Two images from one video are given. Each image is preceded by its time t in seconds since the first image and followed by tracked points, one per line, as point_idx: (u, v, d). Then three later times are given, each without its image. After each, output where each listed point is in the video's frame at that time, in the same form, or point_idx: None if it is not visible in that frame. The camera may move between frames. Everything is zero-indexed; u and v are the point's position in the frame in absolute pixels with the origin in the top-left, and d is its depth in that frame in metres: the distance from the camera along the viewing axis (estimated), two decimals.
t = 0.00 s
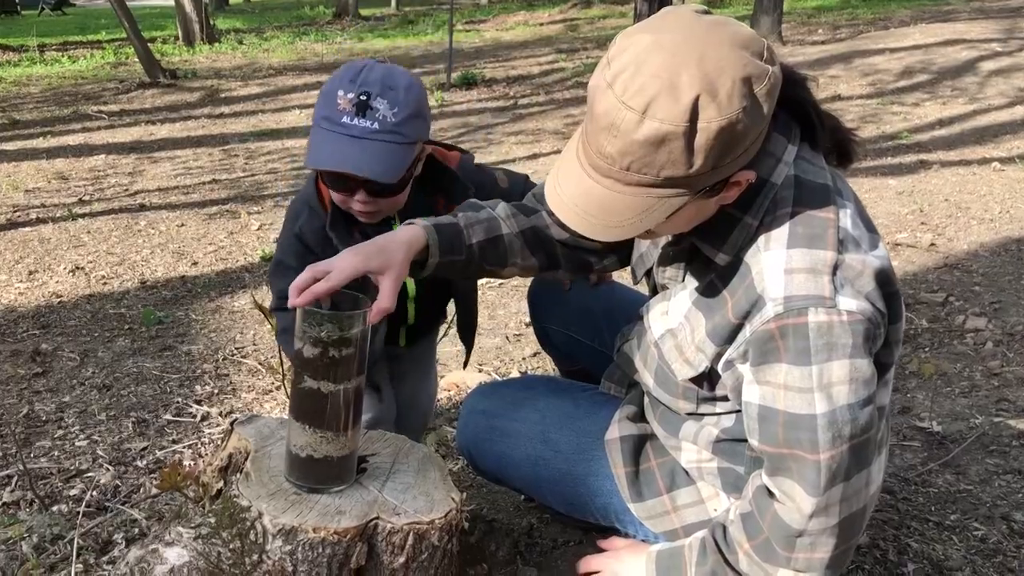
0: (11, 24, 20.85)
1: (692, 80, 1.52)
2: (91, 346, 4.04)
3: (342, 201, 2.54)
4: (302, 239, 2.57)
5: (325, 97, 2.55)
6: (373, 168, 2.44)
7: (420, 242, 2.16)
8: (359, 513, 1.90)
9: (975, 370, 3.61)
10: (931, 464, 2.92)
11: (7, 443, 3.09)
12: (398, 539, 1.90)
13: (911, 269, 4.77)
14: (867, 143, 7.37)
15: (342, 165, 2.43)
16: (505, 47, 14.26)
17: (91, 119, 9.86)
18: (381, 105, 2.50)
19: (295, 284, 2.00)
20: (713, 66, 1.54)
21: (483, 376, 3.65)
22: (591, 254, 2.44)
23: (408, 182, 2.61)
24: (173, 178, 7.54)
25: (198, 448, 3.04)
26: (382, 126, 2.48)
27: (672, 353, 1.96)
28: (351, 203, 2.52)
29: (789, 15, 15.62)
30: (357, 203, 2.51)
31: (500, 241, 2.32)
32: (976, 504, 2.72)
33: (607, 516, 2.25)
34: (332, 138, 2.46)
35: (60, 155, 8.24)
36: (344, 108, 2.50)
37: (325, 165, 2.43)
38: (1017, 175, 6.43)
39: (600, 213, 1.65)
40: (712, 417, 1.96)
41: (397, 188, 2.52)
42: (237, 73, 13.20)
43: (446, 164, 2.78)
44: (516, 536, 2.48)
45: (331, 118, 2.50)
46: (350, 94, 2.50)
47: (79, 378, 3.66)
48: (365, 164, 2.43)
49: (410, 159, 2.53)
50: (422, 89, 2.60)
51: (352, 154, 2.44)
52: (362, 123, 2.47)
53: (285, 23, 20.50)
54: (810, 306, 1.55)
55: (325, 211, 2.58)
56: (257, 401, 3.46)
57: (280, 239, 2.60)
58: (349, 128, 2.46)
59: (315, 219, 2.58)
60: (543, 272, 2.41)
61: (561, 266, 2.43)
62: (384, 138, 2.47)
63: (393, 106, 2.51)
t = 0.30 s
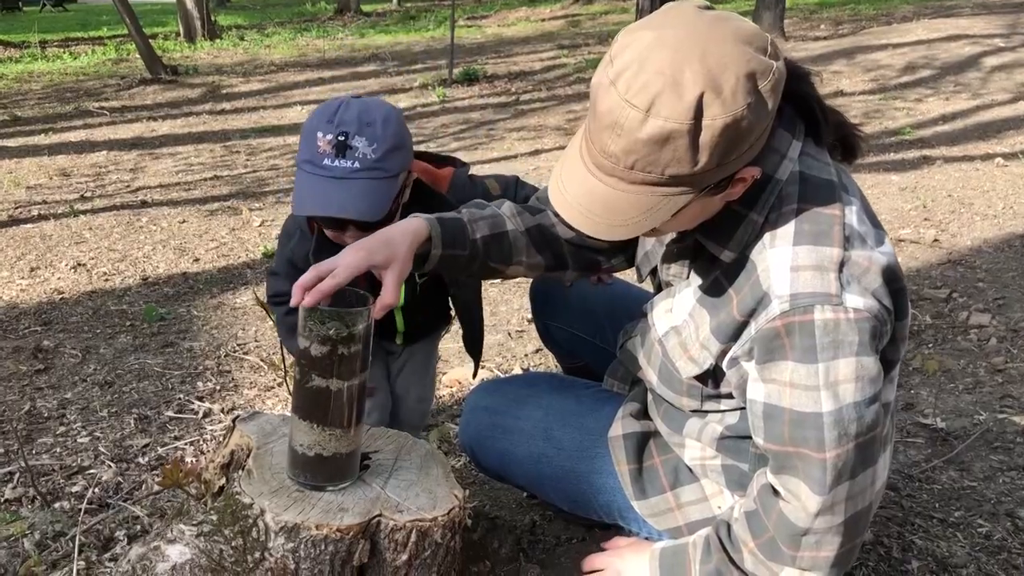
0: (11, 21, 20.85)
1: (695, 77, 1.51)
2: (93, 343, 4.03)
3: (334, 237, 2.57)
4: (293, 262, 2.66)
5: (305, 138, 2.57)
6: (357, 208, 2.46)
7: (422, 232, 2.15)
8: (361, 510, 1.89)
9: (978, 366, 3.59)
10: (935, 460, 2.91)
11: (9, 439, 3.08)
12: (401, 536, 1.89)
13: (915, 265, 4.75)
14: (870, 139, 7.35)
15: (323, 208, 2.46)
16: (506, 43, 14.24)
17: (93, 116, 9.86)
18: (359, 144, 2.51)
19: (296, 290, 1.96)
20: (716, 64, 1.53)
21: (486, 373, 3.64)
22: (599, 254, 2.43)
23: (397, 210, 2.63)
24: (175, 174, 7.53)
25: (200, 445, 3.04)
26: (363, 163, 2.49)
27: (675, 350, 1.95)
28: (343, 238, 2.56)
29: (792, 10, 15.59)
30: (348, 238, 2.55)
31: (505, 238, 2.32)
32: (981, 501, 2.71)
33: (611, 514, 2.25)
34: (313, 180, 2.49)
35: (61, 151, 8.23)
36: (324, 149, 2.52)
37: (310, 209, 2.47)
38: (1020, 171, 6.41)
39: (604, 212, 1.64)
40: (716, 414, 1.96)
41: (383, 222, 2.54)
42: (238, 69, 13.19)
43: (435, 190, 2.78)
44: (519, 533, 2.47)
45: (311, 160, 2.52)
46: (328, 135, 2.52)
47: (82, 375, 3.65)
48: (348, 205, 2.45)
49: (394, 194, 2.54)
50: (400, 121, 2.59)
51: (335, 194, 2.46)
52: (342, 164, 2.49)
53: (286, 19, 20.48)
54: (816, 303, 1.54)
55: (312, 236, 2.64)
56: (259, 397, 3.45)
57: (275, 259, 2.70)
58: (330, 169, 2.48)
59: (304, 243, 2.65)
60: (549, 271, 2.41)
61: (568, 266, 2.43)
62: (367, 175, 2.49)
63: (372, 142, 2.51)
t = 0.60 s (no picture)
0: (13, 18, 20.86)
1: (702, 70, 1.51)
2: (96, 340, 4.04)
3: (341, 183, 2.55)
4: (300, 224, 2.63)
5: (317, 83, 2.58)
6: (367, 147, 2.45)
7: (423, 227, 2.15)
8: (363, 507, 1.89)
9: (981, 362, 3.59)
10: (939, 457, 2.90)
11: (12, 437, 3.08)
12: (403, 534, 1.89)
13: (917, 261, 4.74)
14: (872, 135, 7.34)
15: (334, 145, 2.45)
16: (508, 39, 14.23)
17: (94, 113, 9.86)
18: (371, 86, 2.53)
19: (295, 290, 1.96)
20: (723, 56, 1.52)
21: (488, 369, 3.64)
22: (602, 249, 2.43)
23: (404, 161, 2.62)
24: (178, 171, 7.53)
25: (203, 442, 3.04)
26: (374, 105, 2.50)
27: (679, 346, 1.95)
28: (350, 183, 2.54)
29: (794, 6, 15.56)
30: (356, 183, 2.53)
31: (507, 233, 2.31)
32: (984, 497, 2.70)
33: (613, 511, 2.25)
34: (324, 120, 2.49)
35: (63, 149, 8.23)
36: (336, 91, 2.53)
37: (320, 148, 2.46)
38: None
39: (609, 205, 1.63)
40: (719, 410, 1.95)
41: (393, 166, 2.53)
42: (240, 66, 13.19)
43: (446, 150, 2.76)
44: (521, 530, 2.46)
45: (324, 102, 2.53)
46: (341, 77, 2.54)
47: (84, 372, 3.66)
48: (358, 144, 2.45)
49: (404, 139, 2.55)
50: (411, 70, 2.63)
51: (346, 133, 2.46)
52: (353, 105, 2.50)
53: (288, 16, 20.48)
54: (821, 300, 1.54)
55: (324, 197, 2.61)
56: (261, 394, 3.45)
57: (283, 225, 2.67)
58: (341, 110, 2.49)
59: (314, 205, 2.62)
60: (552, 266, 2.40)
61: (571, 261, 2.42)
62: (377, 116, 2.49)
63: (383, 86, 2.54)
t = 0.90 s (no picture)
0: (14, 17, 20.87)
1: (701, 57, 1.50)
2: (97, 339, 4.04)
3: (357, 112, 2.60)
4: (306, 165, 2.62)
5: (333, 14, 2.62)
6: (383, 69, 2.50)
7: (421, 222, 2.15)
8: (363, 506, 1.89)
9: (983, 359, 3.58)
10: (940, 454, 2.90)
11: (13, 436, 3.08)
12: (403, 533, 1.89)
13: (919, 258, 4.74)
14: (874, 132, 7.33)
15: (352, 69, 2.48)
16: (509, 37, 14.20)
17: (95, 112, 9.86)
18: (387, 12, 2.57)
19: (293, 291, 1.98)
20: (722, 43, 1.52)
21: (489, 367, 3.63)
22: (602, 241, 2.43)
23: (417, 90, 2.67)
24: (179, 170, 7.53)
25: (204, 440, 3.04)
26: (390, 30, 2.54)
27: (680, 342, 1.94)
28: (366, 112, 2.59)
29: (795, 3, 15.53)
30: (372, 110, 2.57)
31: (506, 226, 2.31)
32: (986, 494, 2.70)
33: (614, 509, 2.24)
34: (343, 45, 2.53)
35: (64, 148, 8.23)
36: (353, 17, 2.57)
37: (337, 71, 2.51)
38: None
39: (610, 194, 1.62)
40: (721, 407, 1.95)
41: (409, 93, 2.58)
42: (241, 64, 13.18)
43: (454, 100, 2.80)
44: (522, 528, 2.45)
45: (342, 28, 2.57)
46: (358, 4, 2.58)
47: (85, 371, 3.66)
48: (374, 67, 2.50)
49: (418, 65, 2.59)
50: None
51: (363, 57, 2.51)
52: (371, 29, 2.54)
53: (288, 15, 20.46)
54: (826, 295, 1.53)
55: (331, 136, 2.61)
56: (262, 393, 3.45)
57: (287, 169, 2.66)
58: (359, 34, 2.53)
59: (322, 146, 2.62)
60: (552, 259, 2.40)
61: (571, 252, 2.42)
62: (394, 40, 2.54)
63: (399, 11, 2.58)
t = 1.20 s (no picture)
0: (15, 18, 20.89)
1: (641, 21, 1.54)
2: (97, 339, 4.03)
3: (372, 102, 2.66)
4: (322, 132, 2.64)
5: (355, 9, 2.69)
6: (397, 67, 2.56)
7: (420, 223, 2.15)
8: (361, 507, 1.89)
9: (984, 359, 3.57)
10: (941, 455, 2.89)
11: (12, 436, 3.08)
12: (401, 534, 1.89)
13: (920, 258, 4.73)
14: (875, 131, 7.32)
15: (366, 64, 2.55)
16: (510, 36, 14.20)
17: (96, 112, 9.86)
18: (406, 11, 2.62)
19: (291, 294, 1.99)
20: (665, 8, 1.55)
21: (489, 367, 3.63)
22: (605, 237, 2.41)
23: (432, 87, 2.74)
24: (179, 170, 7.53)
25: (203, 441, 3.04)
26: (408, 30, 2.60)
27: (685, 336, 1.93)
28: (381, 103, 2.65)
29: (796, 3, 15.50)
30: (386, 102, 2.63)
31: (506, 223, 2.31)
32: (986, 495, 2.69)
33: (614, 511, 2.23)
34: (361, 41, 2.60)
35: (65, 148, 8.23)
36: (373, 14, 2.63)
37: (352, 64, 2.58)
38: None
39: (571, 167, 1.64)
40: (725, 406, 1.94)
41: (423, 89, 2.63)
42: (241, 64, 13.17)
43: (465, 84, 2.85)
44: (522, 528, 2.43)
45: (361, 23, 2.64)
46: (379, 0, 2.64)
47: (85, 371, 3.65)
48: (388, 64, 2.55)
49: (434, 63, 2.64)
50: None
51: (378, 53, 2.57)
52: (388, 27, 2.60)
53: (289, 14, 20.46)
54: (832, 284, 1.52)
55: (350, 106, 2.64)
56: (262, 393, 3.44)
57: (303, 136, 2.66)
58: (377, 31, 2.59)
59: (340, 115, 2.64)
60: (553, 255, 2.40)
61: (574, 249, 2.40)
62: (410, 41, 2.59)
63: (418, 11, 2.64)
